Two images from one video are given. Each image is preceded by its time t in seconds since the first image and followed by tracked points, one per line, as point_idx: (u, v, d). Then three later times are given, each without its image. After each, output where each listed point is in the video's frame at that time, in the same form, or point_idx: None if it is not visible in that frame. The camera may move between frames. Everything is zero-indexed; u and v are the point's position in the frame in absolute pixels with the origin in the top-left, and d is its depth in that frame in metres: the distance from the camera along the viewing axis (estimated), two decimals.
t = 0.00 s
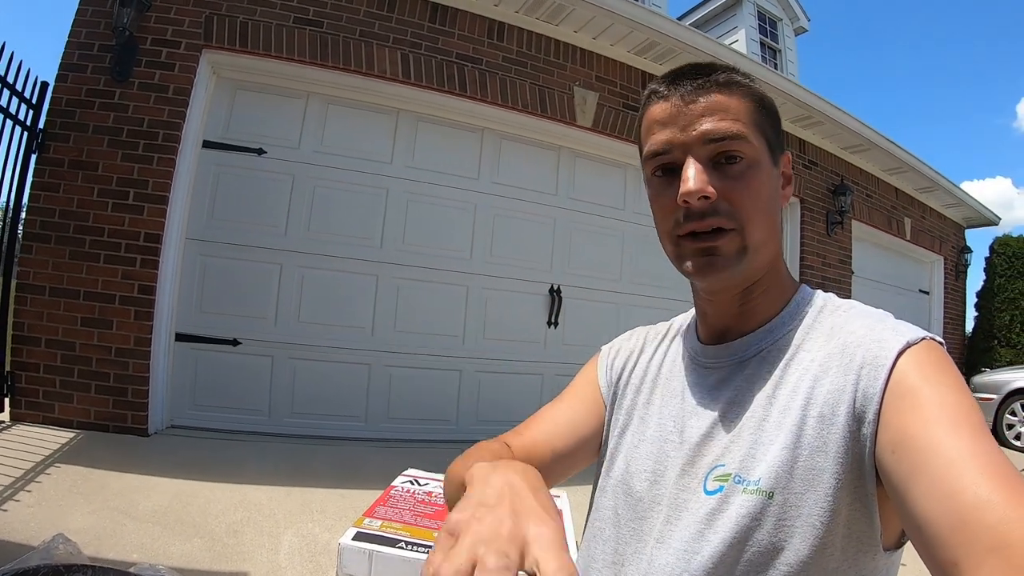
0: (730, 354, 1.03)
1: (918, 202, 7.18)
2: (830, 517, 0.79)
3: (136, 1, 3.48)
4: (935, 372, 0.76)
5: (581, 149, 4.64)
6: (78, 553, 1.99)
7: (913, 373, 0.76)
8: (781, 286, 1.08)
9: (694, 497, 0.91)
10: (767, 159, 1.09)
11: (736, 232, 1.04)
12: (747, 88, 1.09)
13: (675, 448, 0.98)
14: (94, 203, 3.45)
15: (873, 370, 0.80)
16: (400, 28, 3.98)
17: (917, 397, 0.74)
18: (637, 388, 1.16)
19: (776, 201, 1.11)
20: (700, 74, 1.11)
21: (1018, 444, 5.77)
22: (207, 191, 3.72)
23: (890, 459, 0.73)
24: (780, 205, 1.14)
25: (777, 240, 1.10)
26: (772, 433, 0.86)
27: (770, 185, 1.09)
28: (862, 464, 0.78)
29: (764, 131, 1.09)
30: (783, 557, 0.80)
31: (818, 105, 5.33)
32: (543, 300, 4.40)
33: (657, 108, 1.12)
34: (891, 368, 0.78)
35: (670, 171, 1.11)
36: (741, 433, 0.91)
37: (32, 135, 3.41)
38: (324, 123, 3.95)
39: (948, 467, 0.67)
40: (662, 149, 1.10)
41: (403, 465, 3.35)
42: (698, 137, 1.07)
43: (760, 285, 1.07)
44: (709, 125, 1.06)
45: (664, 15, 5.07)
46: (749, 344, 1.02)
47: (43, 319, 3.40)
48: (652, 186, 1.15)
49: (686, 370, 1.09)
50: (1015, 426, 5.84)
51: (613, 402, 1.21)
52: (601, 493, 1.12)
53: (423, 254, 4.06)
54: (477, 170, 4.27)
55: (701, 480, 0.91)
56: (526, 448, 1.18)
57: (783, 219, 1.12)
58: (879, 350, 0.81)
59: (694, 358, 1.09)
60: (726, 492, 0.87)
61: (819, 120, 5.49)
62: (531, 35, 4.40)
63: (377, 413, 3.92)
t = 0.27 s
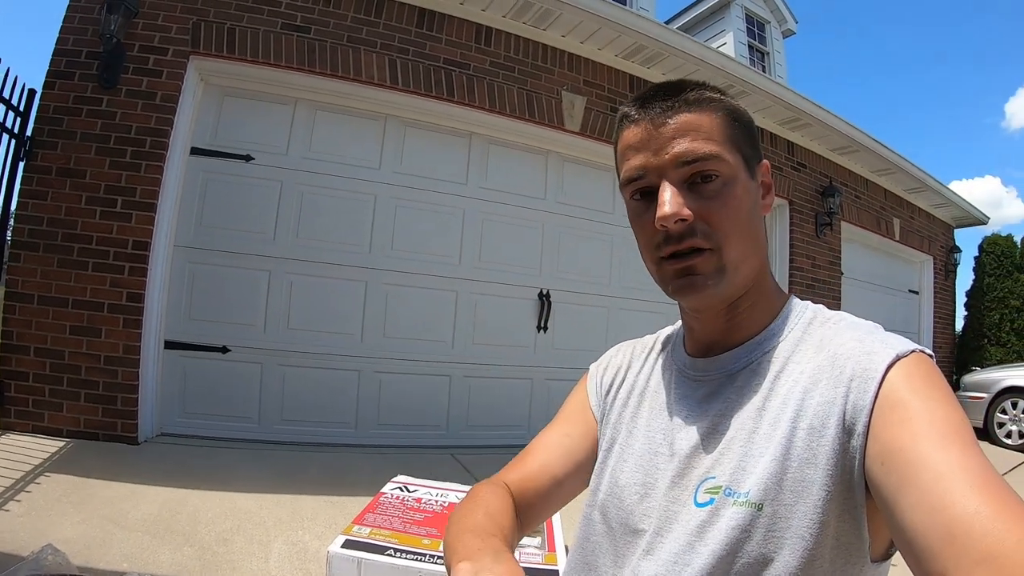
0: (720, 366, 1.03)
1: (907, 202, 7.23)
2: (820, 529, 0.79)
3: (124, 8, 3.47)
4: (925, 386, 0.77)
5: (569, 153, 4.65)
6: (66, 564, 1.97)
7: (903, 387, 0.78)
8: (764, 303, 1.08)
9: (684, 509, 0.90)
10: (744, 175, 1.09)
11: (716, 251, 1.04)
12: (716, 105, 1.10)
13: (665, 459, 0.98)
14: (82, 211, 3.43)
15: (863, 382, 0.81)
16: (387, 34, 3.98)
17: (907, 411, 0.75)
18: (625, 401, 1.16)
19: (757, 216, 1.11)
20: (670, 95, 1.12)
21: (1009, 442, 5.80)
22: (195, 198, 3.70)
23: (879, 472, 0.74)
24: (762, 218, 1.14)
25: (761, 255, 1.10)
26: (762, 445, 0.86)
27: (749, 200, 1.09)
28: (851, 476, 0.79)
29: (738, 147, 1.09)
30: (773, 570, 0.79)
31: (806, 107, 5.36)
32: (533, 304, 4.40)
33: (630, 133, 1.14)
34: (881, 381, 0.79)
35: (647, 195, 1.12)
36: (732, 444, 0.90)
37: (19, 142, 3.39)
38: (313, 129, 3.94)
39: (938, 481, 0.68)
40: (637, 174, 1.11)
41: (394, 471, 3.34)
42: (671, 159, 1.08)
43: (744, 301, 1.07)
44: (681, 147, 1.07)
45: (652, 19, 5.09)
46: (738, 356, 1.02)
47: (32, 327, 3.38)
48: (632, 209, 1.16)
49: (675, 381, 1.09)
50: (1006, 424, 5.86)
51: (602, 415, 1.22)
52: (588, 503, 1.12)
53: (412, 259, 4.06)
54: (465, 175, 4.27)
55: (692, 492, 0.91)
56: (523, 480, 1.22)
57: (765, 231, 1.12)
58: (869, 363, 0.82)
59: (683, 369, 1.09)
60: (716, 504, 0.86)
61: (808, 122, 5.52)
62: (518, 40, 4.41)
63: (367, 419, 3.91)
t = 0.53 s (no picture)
0: (711, 369, 1.03)
1: (897, 202, 7.28)
2: (811, 532, 0.78)
3: (112, 10, 3.46)
4: (916, 389, 0.77)
5: (559, 155, 4.66)
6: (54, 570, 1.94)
7: (894, 389, 0.78)
8: (757, 305, 1.07)
9: (675, 512, 0.90)
10: (733, 177, 1.09)
11: (706, 253, 1.04)
12: (702, 108, 1.10)
13: (656, 462, 0.98)
14: (70, 215, 3.41)
15: (855, 385, 0.81)
16: (376, 36, 3.97)
17: (898, 413, 0.75)
18: (616, 406, 1.16)
19: (747, 218, 1.11)
20: (657, 99, 1.12)
21: (1000, 439, 5.84)
22: (183, 201, 3.69)
23: (871, 475, 0.74)
24: (751, 219, 1.14)
25: (752, 257, 1.10)
26: (753, 449, 0.86)
27: (738, 201, 1.09)
28: (842, 478, 0.79)
29: (726, 150, 1.09)
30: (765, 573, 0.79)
31: (794, 108, 5.38)
32: (523, 306, 4.40)
33: (618, 139, 1.14)
34: (872, 384, 0.79)
35: (636, 199, 1.12)
36: (722, 447, 0.90)
37: (6, 145, 3.36)
38: (301, 132, 3.93)
39: (930, 483, 0.68)
40: (626, 179, 1.11)
41: (384, 473, 3.33)
42: (659, 163, 1.08)
43: (736, 303, 1.06)
44: (669, 151, 1.07)
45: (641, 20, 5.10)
46: (730, 359, 1.02)
47: (20, 332, 3.35)
48: (622, 215, 1.16)
49: (666, 385, 1.09)
50: (996, 421, 5.90)
51: (593, 421, 1.22)
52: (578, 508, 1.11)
53: (403, 261, 4.05)
54: (454, 177, 4.26)
55: (683, 494, 0.90)
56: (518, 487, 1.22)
57: (756, 233, 1.12)
58: (860, 366, 0.82)
59: (673, 373, 1.09)
60: (707, 507, 0.86)
61: (797, 122, 5.55)
62: (506, 41, 4.41)
63: (357, 422, 3.90)
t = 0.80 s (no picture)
0: (710, 368, 1.03)
1: (888, 204, 7.32)
2: (813, 529, 0.79)
3: (105, 11, 3.45)
4: (914, 383, 0.77)
5: (552, 157, 4.66)
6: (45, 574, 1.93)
7: (891, 384, 0.78)
8: (755, 303, 1.08)
9: (676, 511, 0.90)
10: (730, 176, 1.09)
11: (706, 254, 1.04)
12: (699, 108, 1.10)
13: (655, 462, 0.98)
14: (62, 217, 3.40)
15: (853, 381, 0.81)
16: (369, 37, 3.97)
17: (896, 408, 0.75)
18: (614, 407, 1.16)
19: (745, 217, 1.11)
20: (655, 100, 1.13)
21: (992, 439, 5.88)
22: (176, 203, 3.67)
23: (871, 470, 0.74)
24: (749, 217, 1.14)
25: (750, 256, 1.10)
26: (753, 446, 0.86)
27: (736, 200, 1.09)
28: (842, 475, 0.79)
29: (723, 150, 1.09)
30: (768, 570, 0.79)
31: (787, 110, 5.40)
32: (516, 308, 4.40)
33: (615, 139, 1.14)
34: (869, 380, 0.79)
35: (634, 200, 1.12)
36: (721, 446, 0.90)
37: None
38: (294, 134, 3.92)
39: (929, 478, 0.68)
40: (625, 180, 1.11)
41: (377, 477, 3.32)
42: (657, 163, 1.08)
43: (734, 302, 1.07)
44: (668, 151, 1.07)
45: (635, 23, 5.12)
46: (728, 357, 1.02)
47: (11, 335, 3.33)
48: (620, 215, 1.16)
49: (664, 386, 1.09)
50: (989, 421, 5.94)
51: (591, 424, 1.21)
52: (577, 509, 1.11)
53: (396, 264, 4.05)
54: (447, 180, 4.26)
55: (684, 494, 0.90)
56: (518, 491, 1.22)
57: (752, 231, 1.12)
58: (858, 362, 0.82)
59: (672, 373, 1.09)
60: (708, 505, 0.86)
61: (790, 125, 5.57)
62: (500, 43, 4.41)
63: (350, 425, 3.89)
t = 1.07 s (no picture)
0: (707, 370, 1.03)
1: (882, 207, 7.36)
2: (812, 530, 0.79)
3: (99, 10, 3.44)
4: (911, 382, 0.77)
5: (546, 159, 4.67)
6: None
7: (889, 384, 0.78)
8: (750, 303, 1.08)
9: (675, 514, 0.90)
10: (722, 177, 1.09)
11: (700, 255, 1.04)
12: (689, 110, 1.11)
13: (653, 465, 0.98)
14: (56, 217, 3.38)
15: (850, 382, 0.81)
16: (365, 38, 3.96)
17: (893, 408, 0.75)
18: (610, 411, 1.16)
19: (738, 216, 1.11)
20: (644, 103, 1.13)
21: (986, 441, 5.91)
22: (170, 203, 3.66)
23: (869, 472, 0.74)
24: (743, 218, 1.14)
25: (744, 256, 1.10)
26: (751, 448, 0.86)
27: (729, 201, 1.09)
28: (840, 477, 0.79)
29: (714, 151, 1.10)
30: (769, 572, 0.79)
31: (781, 114, 5.42)
32: (511, 310, 4.40)
33: (606, 143, 1.14)
34: (867, 380, 0.80)
35: (627, 203, 1.12)
36: (720, 448, 0.90)
37: None
38: (289, 135, 3.91)
39: (926, 477, 0.68)
40: (617, 183, 1.12)
41: (371, 479, 3.32)
42: (649, 166, 1.08)
43: (729, 303, 1.07)
44: (659, 153, 1.07)
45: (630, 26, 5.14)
46: (726, 359, 1.02)
47: (3, 336, 3.31)
48: (614, 219, 1.16)
49: (661, 389, 1.09)
50: (982, 424, 5.98)
51: (587, 428, 1.21)
52: (575, 513, 1.10)
53: (391, 265, 4.04)
54: (442, 181, 4.26)
55: (682, 497, 0.90)
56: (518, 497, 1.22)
57: (746, 231, 1.12)
58: (855, 363, 0.82)
59: (669, 376, 1.09)
60: (707, 508, 0.86)
61: (784, 128, 5.59)
62: (495, 45, 4.42)
63: (344, 427, 3.88)
